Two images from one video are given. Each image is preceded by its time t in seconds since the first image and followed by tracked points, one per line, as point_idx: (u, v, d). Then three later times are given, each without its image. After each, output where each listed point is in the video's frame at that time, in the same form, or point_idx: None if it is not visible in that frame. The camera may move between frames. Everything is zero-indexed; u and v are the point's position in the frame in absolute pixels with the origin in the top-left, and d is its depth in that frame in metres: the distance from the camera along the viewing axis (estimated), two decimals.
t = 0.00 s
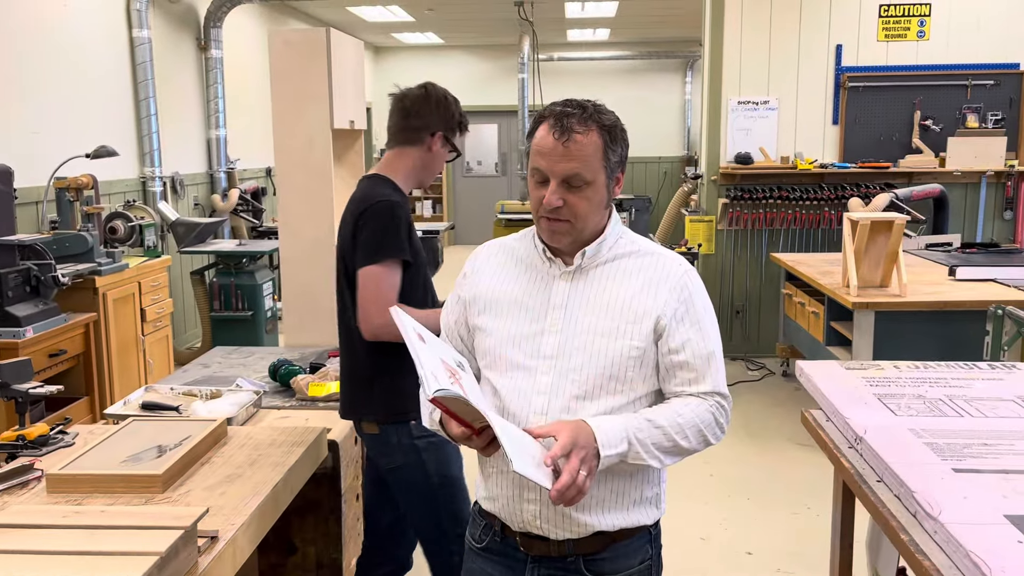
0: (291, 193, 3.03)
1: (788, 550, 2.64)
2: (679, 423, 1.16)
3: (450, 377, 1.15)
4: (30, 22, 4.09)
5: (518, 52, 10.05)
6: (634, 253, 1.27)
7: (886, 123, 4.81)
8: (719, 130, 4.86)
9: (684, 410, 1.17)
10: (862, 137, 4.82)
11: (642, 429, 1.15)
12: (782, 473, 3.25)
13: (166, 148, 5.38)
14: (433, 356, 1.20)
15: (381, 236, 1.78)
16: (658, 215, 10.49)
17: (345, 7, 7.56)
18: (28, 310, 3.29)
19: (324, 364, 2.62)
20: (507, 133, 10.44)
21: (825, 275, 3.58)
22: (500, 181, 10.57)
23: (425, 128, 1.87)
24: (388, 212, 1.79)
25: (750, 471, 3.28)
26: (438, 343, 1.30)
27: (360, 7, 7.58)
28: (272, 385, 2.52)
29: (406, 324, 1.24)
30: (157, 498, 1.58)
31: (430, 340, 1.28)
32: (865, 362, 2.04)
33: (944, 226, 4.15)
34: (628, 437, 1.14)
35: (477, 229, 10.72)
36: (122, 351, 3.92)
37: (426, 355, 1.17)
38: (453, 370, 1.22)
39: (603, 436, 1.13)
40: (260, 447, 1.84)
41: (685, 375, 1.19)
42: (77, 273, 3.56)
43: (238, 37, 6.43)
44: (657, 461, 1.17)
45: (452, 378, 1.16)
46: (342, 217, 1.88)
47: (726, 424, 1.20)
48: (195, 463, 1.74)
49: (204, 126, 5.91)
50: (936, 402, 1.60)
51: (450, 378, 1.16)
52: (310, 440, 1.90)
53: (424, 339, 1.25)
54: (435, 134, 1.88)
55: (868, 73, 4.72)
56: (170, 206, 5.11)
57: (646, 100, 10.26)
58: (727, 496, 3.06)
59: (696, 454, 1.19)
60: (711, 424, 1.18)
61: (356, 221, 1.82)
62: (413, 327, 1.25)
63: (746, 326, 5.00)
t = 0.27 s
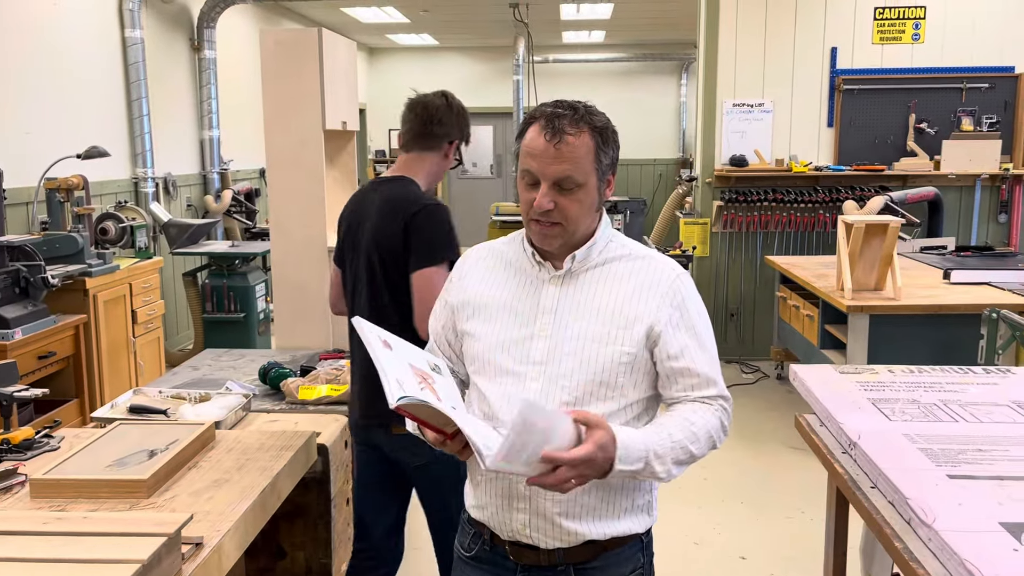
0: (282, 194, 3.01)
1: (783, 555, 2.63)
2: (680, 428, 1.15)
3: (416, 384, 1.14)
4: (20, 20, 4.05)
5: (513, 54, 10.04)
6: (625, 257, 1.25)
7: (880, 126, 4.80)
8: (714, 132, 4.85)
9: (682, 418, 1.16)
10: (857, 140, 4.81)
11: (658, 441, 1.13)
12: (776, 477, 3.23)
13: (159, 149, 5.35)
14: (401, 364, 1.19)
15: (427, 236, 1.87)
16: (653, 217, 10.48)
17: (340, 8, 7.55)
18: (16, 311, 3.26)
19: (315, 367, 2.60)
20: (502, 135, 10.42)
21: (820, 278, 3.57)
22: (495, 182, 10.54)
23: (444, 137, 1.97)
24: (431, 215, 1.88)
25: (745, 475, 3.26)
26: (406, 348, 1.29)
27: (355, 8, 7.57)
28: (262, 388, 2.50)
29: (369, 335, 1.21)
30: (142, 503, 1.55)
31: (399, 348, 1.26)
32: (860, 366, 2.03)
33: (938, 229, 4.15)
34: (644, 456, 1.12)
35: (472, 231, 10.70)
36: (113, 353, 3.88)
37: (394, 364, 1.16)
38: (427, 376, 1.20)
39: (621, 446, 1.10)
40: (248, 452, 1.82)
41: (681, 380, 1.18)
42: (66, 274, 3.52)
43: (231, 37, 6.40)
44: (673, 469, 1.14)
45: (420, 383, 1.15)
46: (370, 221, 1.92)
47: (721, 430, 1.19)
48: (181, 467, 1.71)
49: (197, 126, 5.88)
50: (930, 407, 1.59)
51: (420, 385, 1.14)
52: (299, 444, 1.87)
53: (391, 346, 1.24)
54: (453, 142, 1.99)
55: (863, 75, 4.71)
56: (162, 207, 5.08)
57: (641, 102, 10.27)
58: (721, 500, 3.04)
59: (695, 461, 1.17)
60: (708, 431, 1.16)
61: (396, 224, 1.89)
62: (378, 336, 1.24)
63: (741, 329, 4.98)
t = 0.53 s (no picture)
0: (273, 196, 2.98)
1: (778, 560, 2.61)
2: (682, 433, 1.12)
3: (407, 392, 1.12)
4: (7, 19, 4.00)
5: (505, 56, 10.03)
6: (623, 260, 1.23)
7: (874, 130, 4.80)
8: (708, 134, 4.84)
9: (684, 425, 1.14)
10: (851, 143, 4.81)
11: (667, 449, 1.10)
12: (771, 481, 3.22)
13: (148, 150, 5.30)
14: (391, 371, 1.16)
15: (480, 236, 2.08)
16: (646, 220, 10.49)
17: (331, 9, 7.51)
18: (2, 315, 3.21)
19: (307, 371, 2.56)
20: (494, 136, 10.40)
21: (814, 281, 3.56)
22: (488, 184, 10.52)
23: (471, 139, 2.17)
24: (482, 218, 2.10)
25: (740, 479, 3.24)
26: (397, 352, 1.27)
27: (347, 9, 7.53)
28: (253, 393, 2.46)
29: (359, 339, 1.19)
30: (129, 511, 1.51)
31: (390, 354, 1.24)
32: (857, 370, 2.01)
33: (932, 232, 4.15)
34: (650, 463, 1.09)
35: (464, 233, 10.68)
36: (101, 356, 3.83)
37: (382, 371, 1.14)
38: (416, 384, 1.18)
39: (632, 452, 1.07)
40: (238, 458, 1.78)
41: (682, 387, 1.15)
42: (54, 277, 3.47)
43: (222, 38, 6.36)
44: (677, 476, 1.12)
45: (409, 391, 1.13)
46: (419, 219, 2.09)
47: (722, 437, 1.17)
48: (170, 474, 1.68)
49: (187, 127, 5.84)
50: (930, 413, 1.57)
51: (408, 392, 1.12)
52: (291, 450, 1.84)
53: (381, 351, 1.21)
54: (479, 144, 2.19)
55: (856, 78, 4.71)
56: (152, 208, 5.03)
57: (634, 104, 10.28)
58: (716, 505, 3.02)
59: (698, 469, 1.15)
60: (709, 439, 1.14)
61: (453, 223, 2.08)
62: (369, 341, 1.22)
63: (734, 332, 4.97)
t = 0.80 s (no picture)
0: (257, 197, 2.94)
1: (767, 563, 2.61)
2: (680, 433, 1.11)
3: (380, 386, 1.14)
4: None
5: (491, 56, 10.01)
6: (617, 262, 1.22)
7: (859, 132, 4.82)
8: (694, 136, 4.85)
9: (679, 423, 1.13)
10: (836, 145, 4.83)
11: (647, 432, 1.09)
12: (758, 483, 3.22)
13: (129, 150, 5.23)
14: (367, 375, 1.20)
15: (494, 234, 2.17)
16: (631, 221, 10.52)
17: (315, 8, 7.46)
18: None
19: (291, 374, 2.53)
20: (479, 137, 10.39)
21: (800, 283, 3.57)
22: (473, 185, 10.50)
23: (475, 141, 2.26)
24: (495, 216, 2.18)
25: (727, 482, 3.24)
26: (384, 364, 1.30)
27: (331, 9, 7.48)
28: (236, 397, 2.43)
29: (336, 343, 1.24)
30: (109, 519, 1.47)
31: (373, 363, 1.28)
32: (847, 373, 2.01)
33: (916, 233, 4.17)
34: (630, 440, 1.07)
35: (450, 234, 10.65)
36: (81, 359, 3.76)
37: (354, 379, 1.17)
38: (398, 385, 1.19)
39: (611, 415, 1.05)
40: (220, 464, 1.75)
41: (675, 390, 1.15)
42: (33, 278, 3.41)
43: (204, 37, 6.30)
44: (663, 467, 1.11)
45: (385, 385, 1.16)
46: (432, 216, 2.15)
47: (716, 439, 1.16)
48: (151, 481, 1.64)
49: (168, 127, 5.77)
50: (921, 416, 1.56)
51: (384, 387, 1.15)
52: (275, 456, 1.81)
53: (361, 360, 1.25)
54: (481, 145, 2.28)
55: (841, 80, 4.74)
56: (133, 209, 4.96)
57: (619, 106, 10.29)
58: (704, 508, 3.01)
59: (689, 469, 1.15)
60: (704, 443, 1.13)
61: (467, 222, 2.15)
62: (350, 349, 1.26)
63: (720, 333, 4.98)
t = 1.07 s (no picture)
0: (240, 204, 2.90)
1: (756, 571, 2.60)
2: (669, 450, 1.11)
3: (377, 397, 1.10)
4: None
5: (473, 61, 9.99)
6: (612, 276, 1.24)
7: (842, 138, 4.86)
8: (678, 142, 4.86)
9: (670, 440, 1.12)
10: (819, 151, 4.86)
11: (627, 445, 1.11)
12: (746, 490, 3.22)
13: (107, 154, 5.15)
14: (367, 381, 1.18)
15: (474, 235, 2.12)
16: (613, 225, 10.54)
17: (296, 12, 7.40)
18: None
19: (276, 384, 2.49)
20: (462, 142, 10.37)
21: (786, 289, 3.57)
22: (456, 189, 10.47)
23: (471, 149, 2.23)
24: (475, 217, 2.13)
25: (715, 489, 3.23)
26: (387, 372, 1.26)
27: (312, 13, 7.43)
28: (219, 408, 2.38)
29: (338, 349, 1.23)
30: (90, 538, 1.43)
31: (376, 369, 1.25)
32: (837, 381, 2.00)
33: (899, 239, 4.20)
34: (614, 458, 1.09)
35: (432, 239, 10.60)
36: (60, 369, 3.68)
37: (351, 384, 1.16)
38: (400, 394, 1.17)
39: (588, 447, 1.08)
40: (205, 479, 1.71)
41: (667, 406, 1.14)
42: (8, 286, 3.33)
43: (184, 40, 6.22)
44: (642, 486, 1.11)
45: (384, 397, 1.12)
46: (416, 220, 2.13)
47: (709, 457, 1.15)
48: (134, 497, 1.60)
49: (148, 131, 5.70)
50: (913, 425, 1.56)
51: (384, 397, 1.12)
52: (261, 470, 1.77)
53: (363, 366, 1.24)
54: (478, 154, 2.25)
55: (824, 86, 4.76)
56: (111, 215, 4.89)
57: (601, 110, 10.31)
58: (693, 516, 3.00)
59: (679, 487, 1.13)
60: (694, 460, 1.12)
61: (442, 221, 2.11)
62: (352, 355, 1.25)
63: (705, 339, 4.99)
